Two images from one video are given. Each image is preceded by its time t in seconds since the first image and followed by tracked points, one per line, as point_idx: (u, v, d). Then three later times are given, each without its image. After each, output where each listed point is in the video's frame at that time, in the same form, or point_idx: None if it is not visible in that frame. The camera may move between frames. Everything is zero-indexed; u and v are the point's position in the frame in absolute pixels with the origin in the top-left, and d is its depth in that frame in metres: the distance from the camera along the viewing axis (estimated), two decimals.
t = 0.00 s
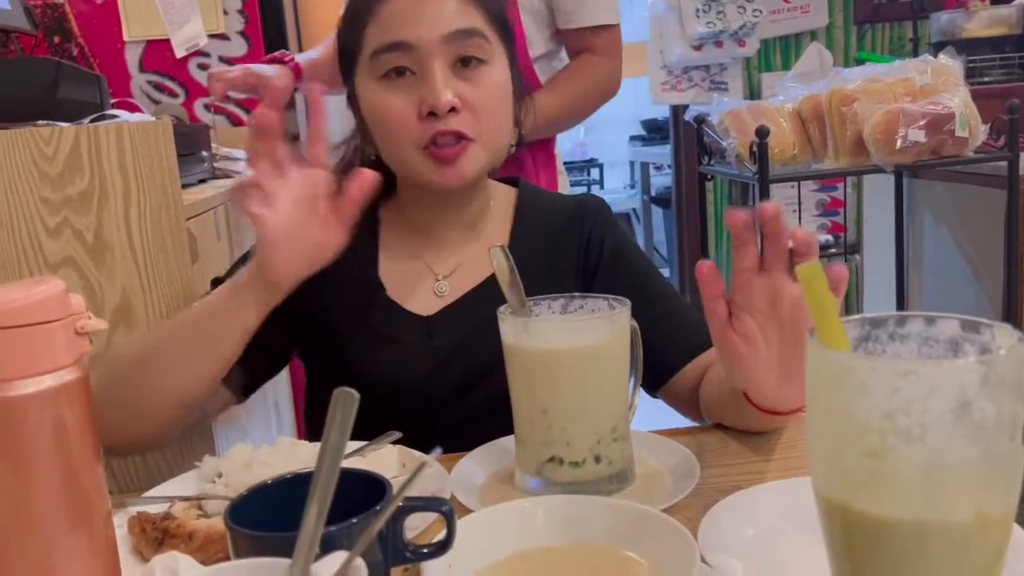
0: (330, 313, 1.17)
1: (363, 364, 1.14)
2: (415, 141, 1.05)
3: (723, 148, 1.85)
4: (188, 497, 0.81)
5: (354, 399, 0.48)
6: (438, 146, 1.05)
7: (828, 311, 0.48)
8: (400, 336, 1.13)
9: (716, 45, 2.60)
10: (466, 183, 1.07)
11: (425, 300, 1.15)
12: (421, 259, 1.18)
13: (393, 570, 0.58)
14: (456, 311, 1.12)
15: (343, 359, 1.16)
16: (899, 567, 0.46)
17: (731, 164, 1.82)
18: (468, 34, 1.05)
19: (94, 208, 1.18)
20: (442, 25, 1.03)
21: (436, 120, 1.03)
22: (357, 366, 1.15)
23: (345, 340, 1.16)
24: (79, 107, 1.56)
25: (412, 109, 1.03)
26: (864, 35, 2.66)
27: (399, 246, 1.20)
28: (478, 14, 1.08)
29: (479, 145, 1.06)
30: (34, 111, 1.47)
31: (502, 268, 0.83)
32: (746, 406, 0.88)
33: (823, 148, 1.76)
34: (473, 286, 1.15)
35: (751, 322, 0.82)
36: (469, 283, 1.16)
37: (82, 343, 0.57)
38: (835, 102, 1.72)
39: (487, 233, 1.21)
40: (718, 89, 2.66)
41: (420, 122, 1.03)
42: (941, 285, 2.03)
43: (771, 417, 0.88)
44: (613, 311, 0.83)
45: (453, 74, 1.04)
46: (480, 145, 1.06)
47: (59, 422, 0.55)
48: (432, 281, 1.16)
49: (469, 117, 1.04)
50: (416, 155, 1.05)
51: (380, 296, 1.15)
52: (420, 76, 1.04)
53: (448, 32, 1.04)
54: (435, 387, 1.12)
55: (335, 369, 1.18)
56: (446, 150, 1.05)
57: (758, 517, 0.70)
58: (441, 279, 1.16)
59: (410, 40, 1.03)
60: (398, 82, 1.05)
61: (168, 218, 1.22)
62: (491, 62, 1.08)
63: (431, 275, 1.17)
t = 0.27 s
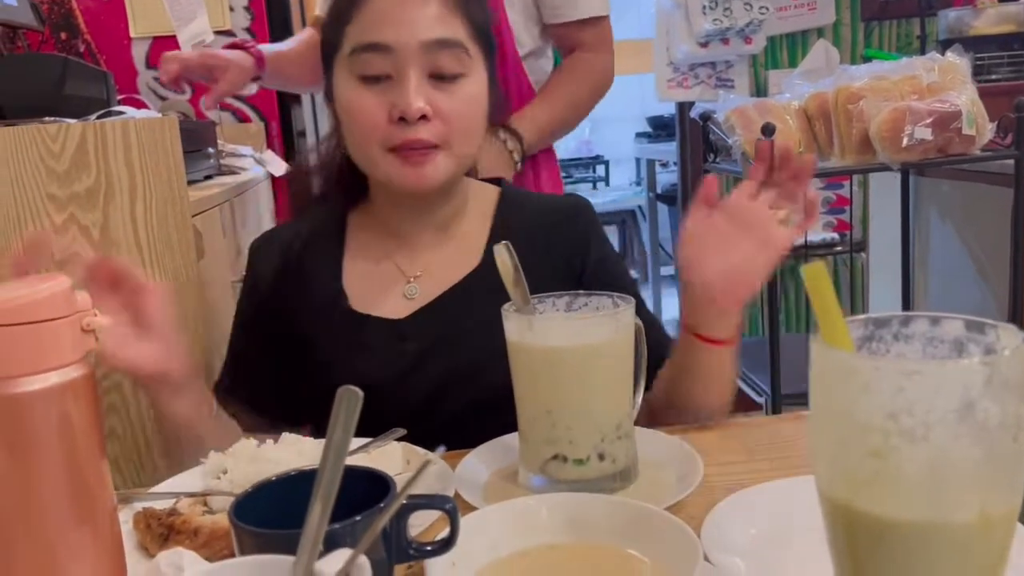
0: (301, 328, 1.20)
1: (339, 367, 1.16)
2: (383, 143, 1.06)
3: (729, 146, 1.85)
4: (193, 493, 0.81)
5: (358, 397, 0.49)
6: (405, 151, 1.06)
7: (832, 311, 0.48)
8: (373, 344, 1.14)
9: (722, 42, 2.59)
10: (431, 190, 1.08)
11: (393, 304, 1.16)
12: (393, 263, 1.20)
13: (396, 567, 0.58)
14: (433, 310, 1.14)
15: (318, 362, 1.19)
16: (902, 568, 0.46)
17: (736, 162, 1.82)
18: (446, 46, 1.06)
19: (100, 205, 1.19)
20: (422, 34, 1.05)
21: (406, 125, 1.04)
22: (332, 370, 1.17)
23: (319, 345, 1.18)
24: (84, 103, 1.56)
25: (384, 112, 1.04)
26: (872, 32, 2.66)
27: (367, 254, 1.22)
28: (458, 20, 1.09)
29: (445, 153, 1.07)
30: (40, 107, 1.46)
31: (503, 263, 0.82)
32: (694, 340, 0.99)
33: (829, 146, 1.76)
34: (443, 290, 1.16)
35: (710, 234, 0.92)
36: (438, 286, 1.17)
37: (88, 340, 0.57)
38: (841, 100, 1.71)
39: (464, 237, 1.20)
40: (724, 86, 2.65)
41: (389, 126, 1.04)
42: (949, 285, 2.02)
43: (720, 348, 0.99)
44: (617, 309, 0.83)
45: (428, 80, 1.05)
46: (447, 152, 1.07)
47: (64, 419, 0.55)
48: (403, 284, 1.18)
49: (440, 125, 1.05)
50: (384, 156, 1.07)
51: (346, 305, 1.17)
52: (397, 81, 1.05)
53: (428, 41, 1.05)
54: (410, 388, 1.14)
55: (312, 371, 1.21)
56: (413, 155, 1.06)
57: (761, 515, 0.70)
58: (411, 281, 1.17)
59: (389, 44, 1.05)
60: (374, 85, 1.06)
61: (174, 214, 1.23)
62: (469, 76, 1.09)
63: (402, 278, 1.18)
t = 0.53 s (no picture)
0: (284, 326, 1.22)
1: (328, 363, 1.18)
2: (360, 158, 1.10)
3: (738, 143, 1.84)
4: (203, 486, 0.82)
5: (369, 391, 0.49)
6: (381, 165, 1.10)
7: (844, 308, 0.48)
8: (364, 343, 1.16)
9: (730, 38, 2.58)
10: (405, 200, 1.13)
11: (378, 302, 1.19)
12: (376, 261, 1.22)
13: (407, 561, 0.58)
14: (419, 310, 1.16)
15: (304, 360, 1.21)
16: (915, 564, 0.46)
17: (744, 159, 1.81)
18: (424, 65, 1.08)
19: (110, 200, 1.19)
20: (402, 52, 1.07)
21: (382, 143, 1.08)
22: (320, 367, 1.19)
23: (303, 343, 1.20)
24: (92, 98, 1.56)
25: (361, 129, 1.08)
26: (880, 29, 2.64)
27: (349, 253, 1.24)
28: (435, 34, 1.12)
29: (421, 166, 1.12)
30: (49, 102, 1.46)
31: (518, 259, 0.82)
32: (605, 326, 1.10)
33: (836, 142, 1.76)
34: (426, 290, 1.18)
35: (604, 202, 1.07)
36: (422, 285, 1.19)
37: (100, 334, 0.57)
38: (849, 96, 1.71)
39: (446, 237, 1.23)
40: (731, 83, 2.65)
41: (365, 143, 1.08)
42: (959, 282, 2.01)
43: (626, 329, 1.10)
44: (626, 305, 0.83)
45: (405, 98, 1.08)
46: (421, 167, 1.12)
47: (77, 412, 0.56)
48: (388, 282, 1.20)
49: (415, 143, 1.09)
50: (361, 169, 1.11)
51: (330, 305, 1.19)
52: (375, 98, 1.07)
53: (406, 60, 1.07)
54: (400, 385, 1.17)
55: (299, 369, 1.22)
56: (389, 167, 1.10)
57: (768, 510, 0.70)
58: (396, 278, 1.20)
59: (366, 63, 1.07)
60: (352, 100, 1.08)
61: (182, 209, 1.26)
62: (447, 93, 1.12)
63: (386, 276, 1.21)
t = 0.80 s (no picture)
0: (279, 324, 1.27)
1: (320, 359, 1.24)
2: (350, 162, 1.11)
3: (748, 138, 1.84)
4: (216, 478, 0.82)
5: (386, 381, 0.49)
6: (369, 169, 1.11)
7: (863, 300, 0.48)
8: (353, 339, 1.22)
9: (738, 33, 2.58)
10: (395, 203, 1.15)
11: (370, 300, 1.24)
12: (366, 262, 1.28)
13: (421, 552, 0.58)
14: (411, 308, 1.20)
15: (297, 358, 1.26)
16: (934, 557, 0.46)
17: (755, 153, 1.81)
18: (413, 69, 1.09)
19: (121, 193, 1.19)
20: (390, 56, 1.07)
21: (371, 147, 1.08)
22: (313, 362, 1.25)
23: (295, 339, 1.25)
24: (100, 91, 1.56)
25: (350, 133, 1.08)
26: (890, 24, 2.64)
27: (339, 253, 1.29)
28: (425, 37, 1.12)
29: (408, 172, 1.12)
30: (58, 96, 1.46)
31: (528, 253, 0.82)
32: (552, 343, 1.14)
33: (848, 137, 1.75)
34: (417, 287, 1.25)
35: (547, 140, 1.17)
36: (410, 283, 1.26)
37: (116, 324, 0.57)
38: (861, 91, 1.70)
39: (434, 235, 1.29)
40: (740, 78, 2.64)
41: (354, 146, 1.09)
42: (971, 277, 2.00)
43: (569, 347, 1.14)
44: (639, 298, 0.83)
45: (394, 101, 1.08)
46: (408, 172, 1.13)
47: (92, 401, 0.56)
48: (378, 279, 1.26)
49: (404, 147, 1.10)
50: (352, 173, 1.12)
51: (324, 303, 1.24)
52: (364, 101, 1.08)
53: (396, 63, 1.07)
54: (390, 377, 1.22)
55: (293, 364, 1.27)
56: (376, 172, 1.11)
57: (783, 505, 0.70)
58: (385, 276, 1.26)
59: (355, 66, 1.07)
60: (340, 104, 1.09)
61: (192, 203, 1.26)
62: (436, 97, 1.12)
63: (376, 274, 1.27)
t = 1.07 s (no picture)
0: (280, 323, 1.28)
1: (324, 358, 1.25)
2: (354, 159, 1.10)
3: (757, 134, 1.83)
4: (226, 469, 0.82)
5: (400, 369, 0.49)
6: (373, 167, 1.11)
7: (879, 290, 0.48)
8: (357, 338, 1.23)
9: (748, 29, 2.56)
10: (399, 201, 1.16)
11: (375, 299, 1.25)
12: (370, 259, 1.28)
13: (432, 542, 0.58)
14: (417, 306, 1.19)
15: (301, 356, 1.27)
16: (950, 549, 0.45)
17: (764, 149, 1.80)
18: (415, 63, 1.09)
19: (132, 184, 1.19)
20: (390, 51, 1.07)
21: (374, 144, 1.08)
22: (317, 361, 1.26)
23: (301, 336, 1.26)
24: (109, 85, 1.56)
25: (352, 130, 1.08)
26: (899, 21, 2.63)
27: (344, 250, 1.30)
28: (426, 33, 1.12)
29: (412, 168, 1.13)
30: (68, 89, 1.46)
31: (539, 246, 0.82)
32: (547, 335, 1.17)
33: (858, 133, 1.74)
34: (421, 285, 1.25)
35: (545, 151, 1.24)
36: (415, 280, 1.26)
37: (128, 314, 0.57)
38: (871, 87, 1.69)
39: (438, 232, 1.29)
40: (749, 74, 2.63)
41: (357, 143, 1.09)
42: (981, 272, 1.99)
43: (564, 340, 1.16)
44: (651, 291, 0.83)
45: (396, 96, 1.08)
46: (413, 168, 1.13)
47: (107, 392, 0.55)
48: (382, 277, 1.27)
49: (408, 143, 1.10)
50: (356, 171, 1.12)
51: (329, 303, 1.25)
52: (366, 97, 1.08)
53: (397, 58, 1.07)
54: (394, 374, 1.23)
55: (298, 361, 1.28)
56: (381, 170, 1.11)
57: (794, 498, 0.70)
58: (390, 274, 1.27)
59: (355, 62, 1.07)
60: (341, 100, 1.09)
61: (202, 195, 1.25)
62: (439, 91, 1.12)
63: (381, 272, 1.27)
